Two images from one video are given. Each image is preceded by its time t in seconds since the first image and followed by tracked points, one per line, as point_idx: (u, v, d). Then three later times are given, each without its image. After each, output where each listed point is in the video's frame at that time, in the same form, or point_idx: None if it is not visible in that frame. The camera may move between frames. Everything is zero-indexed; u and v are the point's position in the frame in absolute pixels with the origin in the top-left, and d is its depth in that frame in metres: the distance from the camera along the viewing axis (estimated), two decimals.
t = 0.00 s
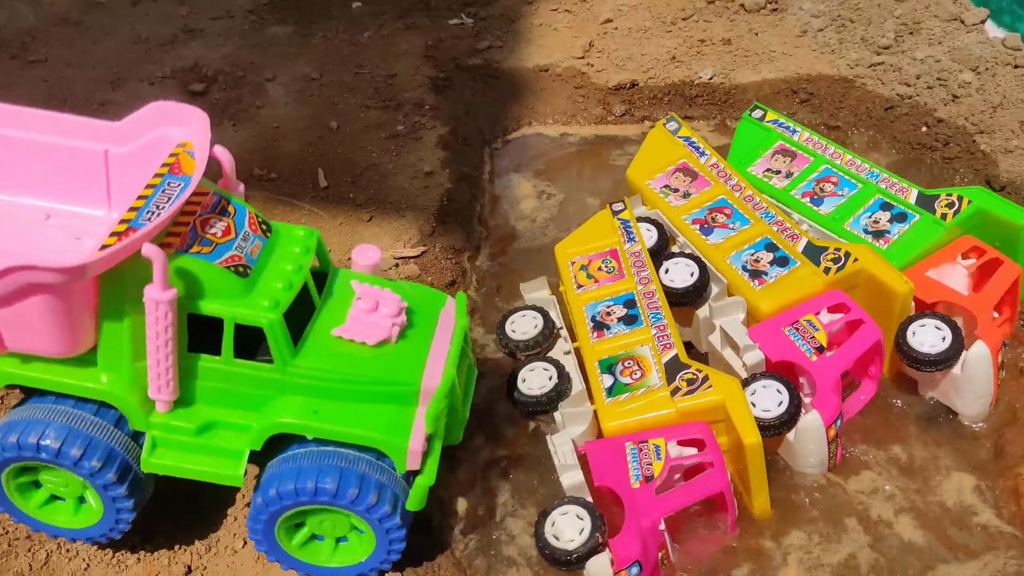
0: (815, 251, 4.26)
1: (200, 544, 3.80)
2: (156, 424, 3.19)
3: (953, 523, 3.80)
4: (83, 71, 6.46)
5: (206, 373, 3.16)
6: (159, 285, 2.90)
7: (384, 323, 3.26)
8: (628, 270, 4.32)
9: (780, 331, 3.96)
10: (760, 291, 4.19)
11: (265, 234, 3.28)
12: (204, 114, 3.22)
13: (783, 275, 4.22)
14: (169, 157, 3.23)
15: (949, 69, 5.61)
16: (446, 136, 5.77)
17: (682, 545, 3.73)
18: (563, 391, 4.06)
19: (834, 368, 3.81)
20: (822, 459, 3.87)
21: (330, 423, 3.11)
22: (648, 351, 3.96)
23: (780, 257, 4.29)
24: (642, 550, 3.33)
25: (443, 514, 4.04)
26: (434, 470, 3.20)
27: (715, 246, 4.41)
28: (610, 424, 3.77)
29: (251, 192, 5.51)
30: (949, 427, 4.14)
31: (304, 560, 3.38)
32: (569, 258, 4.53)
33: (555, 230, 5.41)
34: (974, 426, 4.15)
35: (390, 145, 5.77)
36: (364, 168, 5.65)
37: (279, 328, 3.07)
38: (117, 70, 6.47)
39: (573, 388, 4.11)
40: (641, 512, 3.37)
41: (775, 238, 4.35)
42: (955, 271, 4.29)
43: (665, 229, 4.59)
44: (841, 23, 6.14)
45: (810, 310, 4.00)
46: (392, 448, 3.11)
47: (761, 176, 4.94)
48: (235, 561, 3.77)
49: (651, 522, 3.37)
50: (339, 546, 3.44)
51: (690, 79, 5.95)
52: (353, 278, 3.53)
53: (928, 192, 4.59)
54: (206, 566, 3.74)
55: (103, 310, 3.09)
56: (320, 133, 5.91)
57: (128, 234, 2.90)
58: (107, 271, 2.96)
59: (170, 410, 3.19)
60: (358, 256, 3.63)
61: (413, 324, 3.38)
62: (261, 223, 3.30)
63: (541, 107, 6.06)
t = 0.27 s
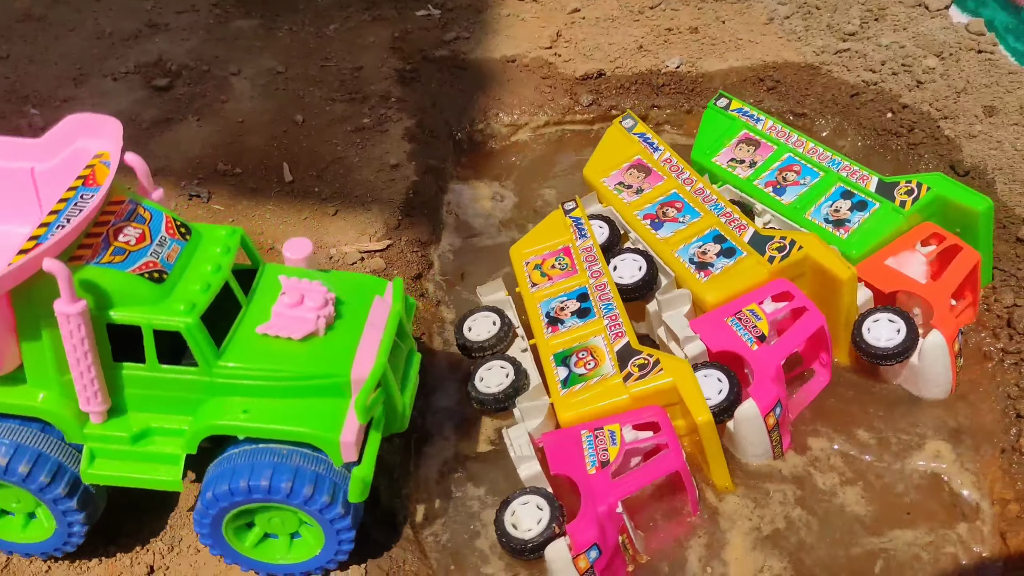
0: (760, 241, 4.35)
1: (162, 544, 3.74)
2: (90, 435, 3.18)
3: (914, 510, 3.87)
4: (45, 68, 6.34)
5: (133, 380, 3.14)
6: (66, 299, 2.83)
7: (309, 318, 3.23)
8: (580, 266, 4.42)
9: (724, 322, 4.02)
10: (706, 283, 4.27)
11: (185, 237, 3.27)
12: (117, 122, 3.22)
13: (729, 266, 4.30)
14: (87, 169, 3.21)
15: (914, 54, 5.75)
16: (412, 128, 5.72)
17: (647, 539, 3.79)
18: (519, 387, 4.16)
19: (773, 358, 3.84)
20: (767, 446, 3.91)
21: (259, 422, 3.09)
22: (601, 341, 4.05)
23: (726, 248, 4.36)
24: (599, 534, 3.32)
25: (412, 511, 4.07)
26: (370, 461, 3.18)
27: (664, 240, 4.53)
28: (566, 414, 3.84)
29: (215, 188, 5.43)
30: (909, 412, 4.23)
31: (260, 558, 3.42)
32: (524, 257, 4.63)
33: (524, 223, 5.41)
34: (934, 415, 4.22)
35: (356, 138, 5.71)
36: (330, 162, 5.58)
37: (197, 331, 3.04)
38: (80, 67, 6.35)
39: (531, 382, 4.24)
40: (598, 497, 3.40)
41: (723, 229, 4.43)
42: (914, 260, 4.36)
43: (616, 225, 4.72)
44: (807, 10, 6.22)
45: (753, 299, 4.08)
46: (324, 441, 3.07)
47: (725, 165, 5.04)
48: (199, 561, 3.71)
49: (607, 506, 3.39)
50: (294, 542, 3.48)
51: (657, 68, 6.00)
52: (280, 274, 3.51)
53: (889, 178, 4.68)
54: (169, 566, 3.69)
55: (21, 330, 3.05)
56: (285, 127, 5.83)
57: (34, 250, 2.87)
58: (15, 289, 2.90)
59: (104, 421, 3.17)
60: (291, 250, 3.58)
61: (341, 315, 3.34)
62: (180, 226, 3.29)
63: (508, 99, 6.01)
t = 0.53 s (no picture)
0: (724, 231, 4.44)
1: (139, 542, 3.70)
2: (25, 448, 3.17)
3: (892, 497, 3.86)
4: (18, 65, 6.24)
5: (59, 391, 3.13)
6: None
7: (233, 314, 3.22)
8: (550, 264, 4.46)
9: (690, 313, 4.07)
10: (671, 276, 4.36)
11: (104, 243, 3.26)
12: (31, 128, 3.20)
13: (694, 257, 4.38)
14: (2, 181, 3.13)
15: (890, 42, 5.88)
16: (389, 121, 5.75)
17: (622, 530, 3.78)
18: (490, 382, 4.22)
19: (735, 345, 3.87)
20: (736, 433, 3.92)
21: (187, 422, 3.07)
22: (568, 333, 4.08)
23: (691, 240, 4.44)
24: (562, 515, 3.35)
25: (390, 507, 4.03)
26: (306, 453, 3.14)
27: (632, 236, 4.62)
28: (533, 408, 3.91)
29: (191, 183, 5.37)
30: (887, 399, 4.24)
31: (217, 560, 3.45)
32: (496, 262, 4.73)
33: (500, 217, 5.45)
34: (911, 403, 4.22)
35: (333, 132, 5.70)
36: (306, 156, 5.55)
37: (117, 336, 3.02)
38: (53, 64, 6.25)
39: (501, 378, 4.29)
40: (561, 480, 3.43)
41: (689, 221, 4.51)
42: (873, 256, 4.41)
43: (586, 225, 4.84)
44: None
45: (717, 289, 4.12)
46: (252, 437, 3.06)
47: (693, 164, 5.16)
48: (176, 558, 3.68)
49: (571, 488, 3.40)
50: (248, 537, 3.49)
51: (634, 59, 6.19)
52: (208, 272, 3.53)
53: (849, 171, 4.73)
54: (145, 564, 3.65)
55: None
56: (261, 121, 5.79)
57: None
58: None
59: (39, 432, 3.17)
60: (219, 247, 3.64)
61: (268, 310, 3.35)
62: (98, 232, 3.27)
63: (485, 90, 6.25)
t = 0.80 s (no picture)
0: (708, 224, 4.35)
1: (125, 542, 3.64)
2: (14, 454, 3.12)
3: (884, 490, 3.85)
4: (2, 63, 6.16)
5: (44, 396, 3.06)
6: None
7: (216, 311, 3.15)
8: (536, 262, 4.43)
9: (674, 309, 4.04)
10: (656, 271, 4.35)
11: (83, 244, 3.15)
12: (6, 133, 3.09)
13: (678, 252, 4.35)
14: None
15: (880, 34, 5.91)
16: (377, 116, 5.73)
17: (615, 526, 3.77)
18: (477, 377, 4.24)
19: (720, 340, 3.81)
20: (723, 427, 3.90)
21: (176, 422, 3.00)
22: (554, 328, 4.06)
23: (677, 234, 4.40)
24: (546, 506, 3.34)
25: (381, 505, 3.99)
26: (298, 448, 3.09)
27: (618, 232, 4.61)
28: (519, 401, 3.93)
29: (178, 179, 5.31)
30: (879, 392, 4.23)
31: (210, 559, 3.40)
32: (484, 262, 4.72)
33: (489, 212, 5.44)
34: (903, 395, 4.21)
35: (320, 127, 5.66)
36: (294, 151, 5.50)
37: (99, 337, 2.92)
38: (38, 61, 6.17)
39: (488, 374, 4.31)
40: (545, 471, 3.43)
41: (673, 216, 4.46)
42: (861, 247, 4.41)
43: (573, 222, 4.86)
44: None
45: (702, 283, 4.08)
46: (242, 434, 2.99)
47: (688, 155, 5.19)
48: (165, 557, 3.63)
49: (556, 480, 3.40)
50: (241, 535, 3.44)
51: (624, 52, 6.19)
52: (189, 270, 3.45)
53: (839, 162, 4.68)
54: (133, 564, 3.59)
55: None
56: (249, 116, 5.74)
57: None
58: None
59: (27, 437, 3.11)
60: (200, 244, 3.60)
61: (252, 306, 3.29)
62: (76, 233, 3.16)
63: (475, 85, 6.20)
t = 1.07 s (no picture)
0: (683, 212, 4.34)
1: (118, 541, 3.61)
2: (16, 456, 3.04)
3: (877, 480, 3.84)
4: None
5: (47, 395, 3.00)
6: None
7: (216, 305, 3.10)
8: (516, 261, 4.47)
9: (652, 297, 4.04)
10: (634, 262, 4.37)
11: (80, 242, 3.09)
12: None
13: (656, 241, 4.34)
14: None
15: (869, 24, 5.94)
16: (366, 111, 5.71)
17: (609, 517, 3.76)
18: (460, 375, 4.28)
19: (696, 325, 3.84)
20: (704, 412, 3.92)
21: (179, 418, 2.96)
22: (531, 323, 4.11)
23: (653, 224, 4.39)
24: (523, 496, 3.35)
25: (374, 502, 3.97)
26: (303, 440, 3.07)
27: (596, 226, 4.62)
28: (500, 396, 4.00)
29: (166, 176, 5.27)
30: (872, 381, 4.23)
31: (209, 554, 3.34)
32: (468, 263, 4.79)
33: (480, 206, 5.43)
34: (895, 385, 4.21)
35: (309, 121, 5.63)
36: (283, 147, 5.47)
37: (100, 334, 2.87)
38: (24, 57, 6.10)
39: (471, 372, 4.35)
40: (522, 461, 3.44)
41: (650, 206, 4.44)
42: (846, 239, 4.37)
43: (553, 219, 4.84)
44: None
45: (678, 270, 4.07)
46: (246, 429, 2.98)
47: (684, 147, 5.23)
48: (156, 556, 3.60)
49: (533, 470, 3.41)
50: (242, 534, 3.38)
51: (613, 45, 6.22)
52: (189, 266, 3.40)
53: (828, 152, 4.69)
54: (124, 563, 3.56)
55: None
56: (237, 112, 5.70)
57: None
58: None
59: (29, 439, 3.05)
60: (196, 240, 3.51)
61: (252, 298, 3.25)
62: (73, 232, 3.10)
63: (463, 78, 6.23)
